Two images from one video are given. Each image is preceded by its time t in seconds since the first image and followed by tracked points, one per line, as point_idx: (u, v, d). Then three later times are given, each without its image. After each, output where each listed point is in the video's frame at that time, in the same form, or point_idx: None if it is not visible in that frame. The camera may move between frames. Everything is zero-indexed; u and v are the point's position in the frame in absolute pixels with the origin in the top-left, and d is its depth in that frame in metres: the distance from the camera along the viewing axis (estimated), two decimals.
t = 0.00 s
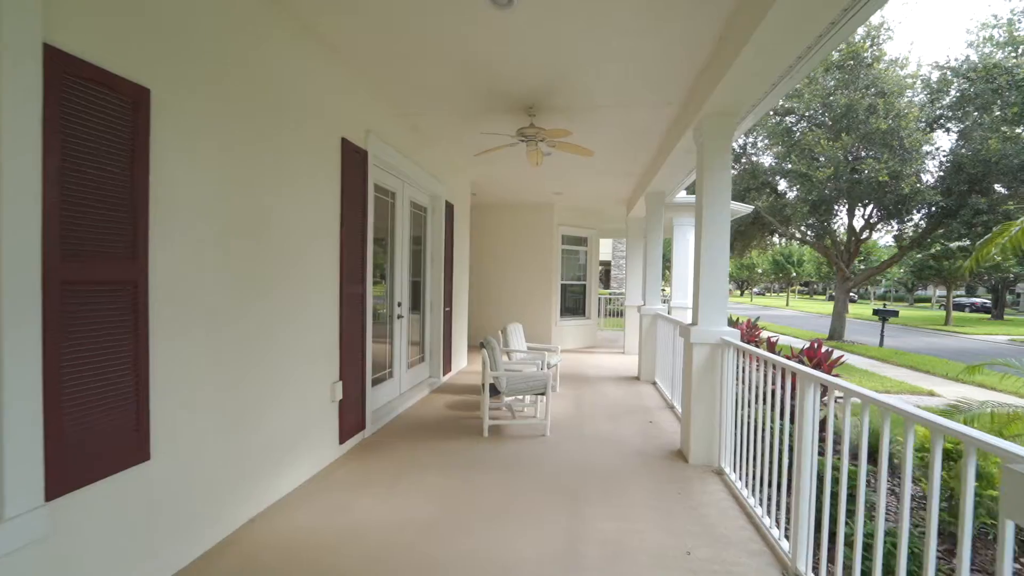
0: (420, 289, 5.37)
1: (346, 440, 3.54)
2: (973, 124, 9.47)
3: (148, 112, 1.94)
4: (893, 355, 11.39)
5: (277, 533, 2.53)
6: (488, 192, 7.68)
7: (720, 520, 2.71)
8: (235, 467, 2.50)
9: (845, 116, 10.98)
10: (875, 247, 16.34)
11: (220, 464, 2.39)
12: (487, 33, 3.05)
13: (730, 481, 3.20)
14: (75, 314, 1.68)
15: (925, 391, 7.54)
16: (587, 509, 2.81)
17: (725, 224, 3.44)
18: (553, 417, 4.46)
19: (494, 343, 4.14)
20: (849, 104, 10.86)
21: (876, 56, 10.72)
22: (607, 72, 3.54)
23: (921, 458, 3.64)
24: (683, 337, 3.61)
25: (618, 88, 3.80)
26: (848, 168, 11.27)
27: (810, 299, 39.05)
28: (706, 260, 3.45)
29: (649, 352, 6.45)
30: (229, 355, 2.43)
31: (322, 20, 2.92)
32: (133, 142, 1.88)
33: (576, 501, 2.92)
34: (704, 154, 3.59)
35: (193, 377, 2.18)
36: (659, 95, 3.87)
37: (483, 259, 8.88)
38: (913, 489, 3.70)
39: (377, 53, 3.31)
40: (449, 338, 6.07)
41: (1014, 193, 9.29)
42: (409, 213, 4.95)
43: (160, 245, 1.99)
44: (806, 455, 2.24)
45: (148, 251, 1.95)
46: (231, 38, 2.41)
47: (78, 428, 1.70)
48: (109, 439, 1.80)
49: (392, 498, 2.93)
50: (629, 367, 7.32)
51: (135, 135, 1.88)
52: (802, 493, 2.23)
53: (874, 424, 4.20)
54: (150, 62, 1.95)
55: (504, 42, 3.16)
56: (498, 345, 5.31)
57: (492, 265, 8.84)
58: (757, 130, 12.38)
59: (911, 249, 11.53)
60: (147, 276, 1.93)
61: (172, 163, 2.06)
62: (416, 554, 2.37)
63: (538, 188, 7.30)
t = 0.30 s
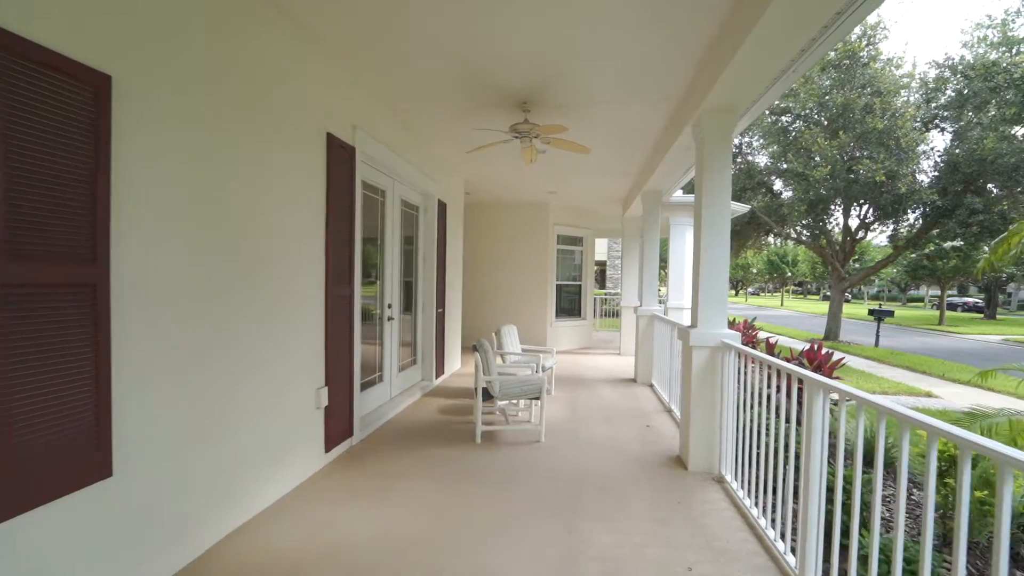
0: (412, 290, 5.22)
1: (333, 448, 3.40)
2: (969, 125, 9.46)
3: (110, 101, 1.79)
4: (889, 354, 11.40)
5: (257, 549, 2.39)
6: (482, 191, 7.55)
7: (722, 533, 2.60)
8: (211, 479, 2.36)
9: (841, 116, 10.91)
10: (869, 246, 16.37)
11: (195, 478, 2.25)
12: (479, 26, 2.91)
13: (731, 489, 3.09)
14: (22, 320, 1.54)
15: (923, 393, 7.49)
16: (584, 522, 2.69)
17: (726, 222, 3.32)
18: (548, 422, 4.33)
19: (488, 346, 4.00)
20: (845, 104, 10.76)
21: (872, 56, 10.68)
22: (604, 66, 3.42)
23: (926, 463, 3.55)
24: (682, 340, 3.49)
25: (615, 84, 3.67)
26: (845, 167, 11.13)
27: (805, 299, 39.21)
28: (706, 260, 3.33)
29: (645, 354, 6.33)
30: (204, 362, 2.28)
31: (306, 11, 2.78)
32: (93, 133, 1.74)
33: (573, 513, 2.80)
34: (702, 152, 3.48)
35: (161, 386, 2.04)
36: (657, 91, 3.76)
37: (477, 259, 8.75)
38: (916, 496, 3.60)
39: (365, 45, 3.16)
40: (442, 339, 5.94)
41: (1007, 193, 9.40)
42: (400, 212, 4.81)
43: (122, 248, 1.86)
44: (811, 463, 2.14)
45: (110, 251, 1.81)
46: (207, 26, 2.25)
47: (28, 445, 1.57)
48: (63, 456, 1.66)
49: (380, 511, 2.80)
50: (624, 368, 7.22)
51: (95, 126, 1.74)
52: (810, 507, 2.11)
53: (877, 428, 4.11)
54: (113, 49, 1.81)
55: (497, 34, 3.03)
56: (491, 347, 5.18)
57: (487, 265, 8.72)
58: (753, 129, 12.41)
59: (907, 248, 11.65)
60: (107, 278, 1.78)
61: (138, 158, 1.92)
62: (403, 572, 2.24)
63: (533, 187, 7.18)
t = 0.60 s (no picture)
0: (404, 290, 5.09)
1: (319, 455, 3.26)
2: (967, 124, 9.39)
3: (68, 86, 1.66)
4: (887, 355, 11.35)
5: (234, 564, 2.25)
6: (478, 190, 7.43)
7: (725, 545, 2.48)
8: (185, 490, 2.23)
9: (839, 115, 10.89)
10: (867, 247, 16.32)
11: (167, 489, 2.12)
12: (470, 13, 2.78)
13: (734, 497, 2.97)
14: None
15: (925, 394, 7.39)
16: (580, 534, 2.56)
17: (727, 219, 3.21)
18: (544, 426, 4.21)
19: (482, 347, 3.86)
20: (844, 102, 10.73)
21: (871, 54, 10.66)
22: (602, 58, 3.30)
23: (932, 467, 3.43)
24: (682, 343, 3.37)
25: (614, 76, 3.55)
26: (843, 167, 11.06)
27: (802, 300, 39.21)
28: (706, 260, 3.21)
29: (644, 355, 6.22)
30: (176, 366, 2.15)
31: None
32: (49, 120, 1.61)
33: (568, 524, 2.67)
34: (702, 148, 3.36)
35: (127, 392, 1.91)
36: (656, 85, 3.65)
37: (472, 259, 8.63)
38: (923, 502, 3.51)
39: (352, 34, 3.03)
40: (436, 340, 5.81)
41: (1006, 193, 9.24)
42: (392, 210, 4.68)
43: (82, 245, 1.72)
44: (820, 472, 2.03)
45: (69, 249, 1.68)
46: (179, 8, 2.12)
47: None
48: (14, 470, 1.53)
49: (366, 522, 2.66)
50: (622, 370, 7.09)
51: (51, 113, 1.61)
52: (820, 520, 1.99)
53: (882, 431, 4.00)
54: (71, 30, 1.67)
55: (489, 23, 2.90)
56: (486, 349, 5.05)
57: (483, 265, 8.59)
58: (750, 129, 12.40)
59: (904, 248, 11.53)
60: (64, 277, 1.65)
61: (100, 148, 1.78)
62: None
63: (530, 185, 7.07)
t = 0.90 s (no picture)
0: (397, 291, 4.94)
1: (304, 465, 3.11)
2: (968, 123, 9.23)
3: (13, 72, 1.52)
4: (887, 356, 11.26)
5: None
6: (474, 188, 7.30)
7: (731, 560, 2.35)
8: (155, 509, 2.08)
9: (840, 113, 10.74)
10: (866, 247, 16.23)
11: (134, 508, 1.98)
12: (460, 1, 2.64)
13: (737, 508, 2.84)
14: None
15: (927, 396, 7.28)
16: (577, 551, 2.42)
17: (730, 218, 3.07)
18: (541, 432, 4.06)
19: (476, 351, 3.72)
20: (845, 100, 10.59)
21: (872, 52, 10.50)
22: (599, 50, 3.15)
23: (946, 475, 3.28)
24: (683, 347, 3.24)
25: (612, 70, 3.40)
26: (844, 166, 10.99)
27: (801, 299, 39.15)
28: (708, 261, 3.08)
29: (643, 357, 6.08)
30: (143, 374, 2.00)
31: None
32: None
33: (564, 540, 2.53)
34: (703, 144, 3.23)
35: (84, 402, 1.76)
36: (656, 78, 3.51)
37: (468, 259, 8.49)
38: (934, 511, 3.40)
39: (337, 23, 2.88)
40: (430, 342, 5.66)
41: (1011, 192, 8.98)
42: (384, 209, 4.53)
43: (31, 247, 1.58)
44: (829, 484, 1.90)
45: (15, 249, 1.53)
46: None
47: None
48: None
49: (352, 536, 2.53)
50: (621, 372, 6.96)
51: None
52: (833, 537, 1.85)
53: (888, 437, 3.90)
54: (17, 9, 1.52)
55: (481, 11, 2.76)
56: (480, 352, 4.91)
57: (480, 266, 8.45)
58: (749, 128, 12.27)
59: (904, 248, 11.41)
60: (8, 281, 1.51)
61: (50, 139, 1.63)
62: None
63: (527, 184, 6.94)
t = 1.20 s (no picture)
0: (390, 290, 4.80)
1: (290, 471, 2.98)
2: (970, 122, 8.96)
3: None
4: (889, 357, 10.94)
5: None
6: (471, 186, 7.16)
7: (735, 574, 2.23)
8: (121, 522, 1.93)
9: (841, 111, 10.73)
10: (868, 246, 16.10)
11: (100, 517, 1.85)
12: None
13: (740, 517, 2.71)
14: None
15: (930, 398, 7.15)
16: (573, 565, 2.28)
17: (734, 213, 2.94)
18: (536, 436, 3.93)
19: (469, 353, 3.58)
20: (846, 97, 10.56)
21: (873, 48, 10.47)
22: (598, 40, 3.01)
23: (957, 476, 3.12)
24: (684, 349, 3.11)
25: (611, 61, 3.27)
26: (845, 164, 10.88)
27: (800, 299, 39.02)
28: (711, 259, 2.94)
29: (642, 358, 5.95)
30: (106, 378, 1.86)
31: None
32: None
33: (559, 552, 2.39)
34: (704, 137, 3.10)
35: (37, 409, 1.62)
36: (658, 69, 3.37)
37: (465, 257, 8.36)
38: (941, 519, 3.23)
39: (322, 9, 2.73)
40: (425, 343, 5.51)
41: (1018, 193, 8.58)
42: (375, 205, 4.39)
43: None
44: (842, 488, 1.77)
45: None
46: None
47: None
48: None
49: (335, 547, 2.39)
50: (619, 373, 6.83)
51: None
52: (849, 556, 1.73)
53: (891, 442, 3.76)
54: None
55: None
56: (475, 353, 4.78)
57: (477, 265, 8.33)
58: (750, 126, 12.23)
59: (905, 248, 11.08)
60: None
61: None
62: None
63: (524, 181, 6.80)
